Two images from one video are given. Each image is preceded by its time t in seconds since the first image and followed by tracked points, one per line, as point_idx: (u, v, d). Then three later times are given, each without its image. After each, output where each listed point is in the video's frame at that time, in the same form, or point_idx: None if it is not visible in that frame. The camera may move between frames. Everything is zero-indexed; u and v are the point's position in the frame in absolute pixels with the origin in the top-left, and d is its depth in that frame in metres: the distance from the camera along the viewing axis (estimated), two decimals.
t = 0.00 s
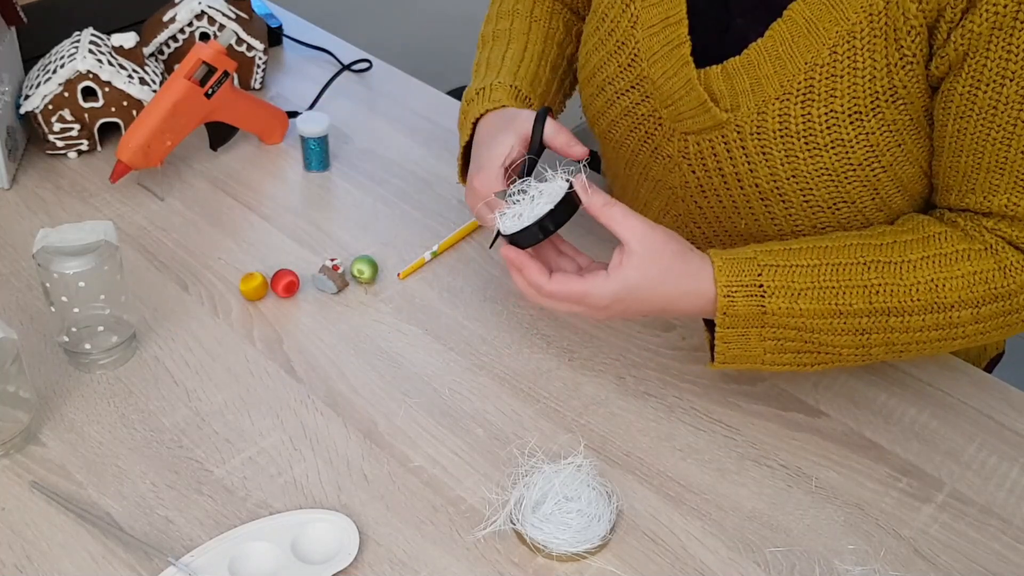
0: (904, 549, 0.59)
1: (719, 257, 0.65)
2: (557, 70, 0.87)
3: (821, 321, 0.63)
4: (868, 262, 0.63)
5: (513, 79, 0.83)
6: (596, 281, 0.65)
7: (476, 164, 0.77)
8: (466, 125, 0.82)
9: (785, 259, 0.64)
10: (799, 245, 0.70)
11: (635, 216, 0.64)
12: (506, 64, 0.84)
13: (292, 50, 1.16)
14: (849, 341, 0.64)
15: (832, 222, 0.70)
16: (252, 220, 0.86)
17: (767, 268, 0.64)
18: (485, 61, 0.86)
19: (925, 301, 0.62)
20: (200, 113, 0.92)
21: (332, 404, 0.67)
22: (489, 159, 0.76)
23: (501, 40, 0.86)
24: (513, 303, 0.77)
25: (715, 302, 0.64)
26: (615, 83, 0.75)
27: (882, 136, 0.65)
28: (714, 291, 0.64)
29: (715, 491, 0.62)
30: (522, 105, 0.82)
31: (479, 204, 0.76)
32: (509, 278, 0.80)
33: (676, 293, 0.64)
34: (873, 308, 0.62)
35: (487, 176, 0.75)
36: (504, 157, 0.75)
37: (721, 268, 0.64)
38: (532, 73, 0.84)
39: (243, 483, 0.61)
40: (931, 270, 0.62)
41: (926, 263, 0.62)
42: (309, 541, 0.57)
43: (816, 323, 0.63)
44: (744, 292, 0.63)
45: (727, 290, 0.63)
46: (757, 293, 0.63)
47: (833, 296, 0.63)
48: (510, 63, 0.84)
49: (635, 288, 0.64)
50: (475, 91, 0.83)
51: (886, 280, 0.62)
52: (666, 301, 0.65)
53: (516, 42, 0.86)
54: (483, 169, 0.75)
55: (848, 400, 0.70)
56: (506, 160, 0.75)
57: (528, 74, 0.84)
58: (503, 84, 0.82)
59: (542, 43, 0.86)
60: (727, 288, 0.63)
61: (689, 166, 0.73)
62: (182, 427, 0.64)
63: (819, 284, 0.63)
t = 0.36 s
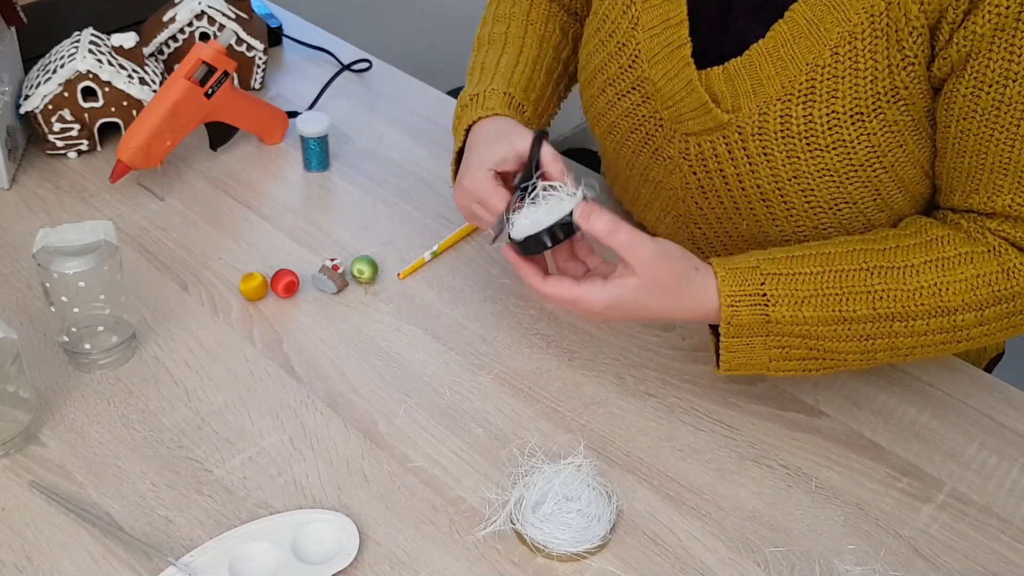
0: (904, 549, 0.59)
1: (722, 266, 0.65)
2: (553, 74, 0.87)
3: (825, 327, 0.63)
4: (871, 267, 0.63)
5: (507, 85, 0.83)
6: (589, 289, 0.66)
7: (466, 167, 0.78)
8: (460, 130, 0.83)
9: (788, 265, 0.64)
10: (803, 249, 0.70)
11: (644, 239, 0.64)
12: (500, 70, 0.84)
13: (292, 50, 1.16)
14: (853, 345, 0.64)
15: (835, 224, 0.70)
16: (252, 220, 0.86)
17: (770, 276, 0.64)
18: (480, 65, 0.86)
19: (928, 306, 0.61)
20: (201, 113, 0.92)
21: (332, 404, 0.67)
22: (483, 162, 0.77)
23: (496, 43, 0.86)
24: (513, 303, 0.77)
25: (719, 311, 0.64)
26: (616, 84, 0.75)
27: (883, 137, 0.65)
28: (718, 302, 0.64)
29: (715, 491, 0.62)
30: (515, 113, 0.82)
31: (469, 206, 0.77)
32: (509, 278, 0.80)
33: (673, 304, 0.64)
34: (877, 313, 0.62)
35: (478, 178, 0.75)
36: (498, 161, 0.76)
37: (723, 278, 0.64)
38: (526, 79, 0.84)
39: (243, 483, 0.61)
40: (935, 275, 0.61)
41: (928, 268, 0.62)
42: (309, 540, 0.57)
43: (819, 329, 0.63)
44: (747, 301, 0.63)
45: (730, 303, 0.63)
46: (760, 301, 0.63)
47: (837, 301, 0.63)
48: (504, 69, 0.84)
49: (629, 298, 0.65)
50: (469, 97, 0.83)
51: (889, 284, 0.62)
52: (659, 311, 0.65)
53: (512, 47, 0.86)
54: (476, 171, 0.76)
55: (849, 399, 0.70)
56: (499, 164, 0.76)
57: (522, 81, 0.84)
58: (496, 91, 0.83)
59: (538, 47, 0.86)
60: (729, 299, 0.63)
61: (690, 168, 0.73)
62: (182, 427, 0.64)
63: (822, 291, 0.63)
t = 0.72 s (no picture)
0: (904, 549, 0.59)
1: (720, 260, 0.64)
2: (523, 78, 0.87)
3: (824, 323, 0.63)
4: (871, 264, 0.63)
5: (477, 85, 0.83)
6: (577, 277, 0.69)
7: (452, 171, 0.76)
8: (426, 125, 0.81)
9: (788, 262, 0.64)
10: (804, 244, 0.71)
11: (627, 245, 0.66)
12: (473, 68, 0.84)
13: (292, 50, 1.16)
14: (852, 343, 0.64)
15: (835, 222, 0.70)
16: (252, 220, 0.86)
17: (770, 272, 0.63)
18: (451, 62, 0.85)
19: (928, 302, 0.62)
20: (201, 113, 0.92)
21: (332, 404, 0.67)
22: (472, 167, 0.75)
23: (471, 39, 0.86)
24: (513, 303, 0.77)
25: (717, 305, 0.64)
26: (616, 84, 0.75)
27: (883, 135, 0.65)
28: (717, 298, 0.64)
29: (715, 491, 0.62)
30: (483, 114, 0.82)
31: (452, 213, 0.74)
32: (509, 278, 0.80)
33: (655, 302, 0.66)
34: (876, 310, 0.62)
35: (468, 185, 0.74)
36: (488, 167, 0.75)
37: (722, 272, 0.64)
38: (496, 82, 0.84)
39: (243, 483, 0.61)
40: (935, 271, 0.61)
41: (929, 265, 0.62)
42: (309, 541, 0.57)
43: (819, 326, 0.63)
44: (746, 296, 0.63)
45: (728, 295, 0.63)
46: (759, 296, 0.63)
47: (836, 298, 0.63)
48: (476, 67, 0.84)
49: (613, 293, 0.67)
50: (437, 93, 0.83)
51: (889, 281, 0.62)
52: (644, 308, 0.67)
53: (486, 46, 0.85)
54: (466, 179, 0.75)
55: (848, 399, 0.70)
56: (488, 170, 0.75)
57: (493, 84, 0.83)
58: (466, 91, 0.82)
59: (512, 48, 0.86)
60: (728, 293, 0.63)
61: (690, 167, 0.73)
62: (182, 427, 0.64)
63: (822, 287, 0.63)
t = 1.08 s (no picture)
0: (904, 549, 0.59)
1: (715, 263, 0.65)
2: (517, 87, 0.86)
3: (819, 325, 0.63)
4: (865, 267, 0.63)
5: (472, 98, 0.82)
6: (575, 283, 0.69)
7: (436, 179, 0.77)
8: (420, 137, 0.81)
9: (782, 264, 0.64)
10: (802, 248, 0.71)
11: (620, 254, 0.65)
12: (467, 79, 0.83)
13: (292, 50, 1.16)
14: (847, 345, 0.64)
15: (833, 225, 0.70)
16: (252, 220, 0.86)
17: (764, 275, 0.64)
18: (444, 72, 0.85)
19: (923, 305, 0.62)
20: (201, 113, 0.92)
21: (332, 404, 0.67)
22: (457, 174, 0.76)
23: (465, 48, 0.85)
24: (513, 303, 0.77)
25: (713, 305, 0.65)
26: (615, 88, 0.75)
27: (881, 139, 0.65)
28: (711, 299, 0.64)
29: (715, 491, 0.62)
30: (478, 127, 0.82)
31: (442, 212, 0.74)
32: (509, 279, 0.80)
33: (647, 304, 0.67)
34: (871, 312, 0.62)
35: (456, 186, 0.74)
36: (473, 176, 0.77)
37: (716, 274, 0.64)
38: (490, 93, 0.84)
39: (243, 483, 0.61)
40: (929, 274, 0.62)
41: (923, 267, 0.62)
42: (309, 541, 0.57)
43: (812, 329, 0.64)
44: (740, 299, 0.64)
45: (722, 299, 0.64)
46: (752, 297, 0.64)
47: (830, 301, 0.63)
48: (471, 79, 0.83)
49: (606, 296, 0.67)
50: (432, 104, 0.82)
51: (884, 284, 0.62)
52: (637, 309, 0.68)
53: (479, 56, 0.84)
54: (453, 182, 0.75)
55: (849, 400, 0.70)
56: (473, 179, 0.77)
57: (487, 95, 0.83)
58: (461, 104, 0.81)
59: (506, 59, 0.85)
60: (722, 296, 0.64)
61: (688, 170, 0.73)
62: (182, 427, 0.64)
63: (816, 289, 0.63)
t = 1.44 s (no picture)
0: (904, 549, 0.59)
1: (700, 279, 0.66)
2: (486, 98, 0.85)
3: (807, 341, 0.63)
4: (852, 282, 0.63)
5: (439, 110, 0.80)
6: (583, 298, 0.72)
7: (421, 200, 0.76)
8: (383, 144, 0.80)
9: (767, 280, 0.64)
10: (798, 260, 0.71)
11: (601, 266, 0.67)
12: (436, 89, 0.81)
13: (292, 50, 1.16)
14: (836, 360, 0.64)
15: (829, 233, 0.70)
16: (252, 220, 0.86)
17: (748, 291, 0.64)
18: (413, 77, 0.82)
19: (910, 320, 0.61)
20: (200, 113, 0.92)
21: (332, 404, 0.67)
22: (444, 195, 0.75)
23: (436, 54, 0.83)
24: (513, 303, 0.77)
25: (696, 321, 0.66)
26: (614, 93, 0.75)
27: (877, 146, 0.65)
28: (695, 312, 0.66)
29: (715, 491, 0.62)
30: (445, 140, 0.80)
31: (426, 236, 0.73)
32: (509, 279, 0.80)
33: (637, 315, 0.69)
34: (858, 328, 0.62)
35: (445, 211, 0.74)
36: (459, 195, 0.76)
37: (700, 291, 0.65)
38: (459, 104, 0.82)
39: (243, 483, 0.61)
40: (917, 288, 0.61)
41: (912, 281, 0.62)
42: (309, 540, 0.57)
43: (799, 344, 0.64)
44: (724, 315, 0.64)
45: (706, 314, 0.64)
46: (736, 315, 0.64)
47: (816, 317, 0.63)
48: (439, 89, 0.81)
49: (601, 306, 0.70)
50: (399, 113, 0.80)
51: (871, 299, 0.62)
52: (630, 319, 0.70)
53: (450, 64, 0.82)
54: (440, 205, 0.74)
55: (849, 400, 0.70)
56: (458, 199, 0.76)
57: (455, 107, 0.81)
58: (427, 115, 0.80)
59: (477, 68, 0.83)
60: (706, 310, 0.64)
61: (686, 176, 0.73)
62: (182, 427, 0.64)
63: (801, 305, 0.63)
